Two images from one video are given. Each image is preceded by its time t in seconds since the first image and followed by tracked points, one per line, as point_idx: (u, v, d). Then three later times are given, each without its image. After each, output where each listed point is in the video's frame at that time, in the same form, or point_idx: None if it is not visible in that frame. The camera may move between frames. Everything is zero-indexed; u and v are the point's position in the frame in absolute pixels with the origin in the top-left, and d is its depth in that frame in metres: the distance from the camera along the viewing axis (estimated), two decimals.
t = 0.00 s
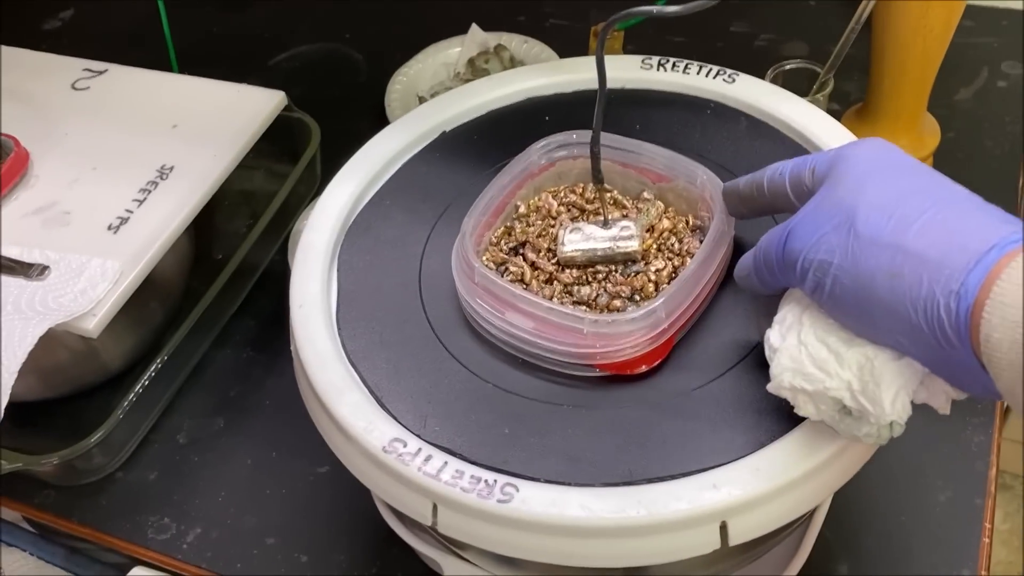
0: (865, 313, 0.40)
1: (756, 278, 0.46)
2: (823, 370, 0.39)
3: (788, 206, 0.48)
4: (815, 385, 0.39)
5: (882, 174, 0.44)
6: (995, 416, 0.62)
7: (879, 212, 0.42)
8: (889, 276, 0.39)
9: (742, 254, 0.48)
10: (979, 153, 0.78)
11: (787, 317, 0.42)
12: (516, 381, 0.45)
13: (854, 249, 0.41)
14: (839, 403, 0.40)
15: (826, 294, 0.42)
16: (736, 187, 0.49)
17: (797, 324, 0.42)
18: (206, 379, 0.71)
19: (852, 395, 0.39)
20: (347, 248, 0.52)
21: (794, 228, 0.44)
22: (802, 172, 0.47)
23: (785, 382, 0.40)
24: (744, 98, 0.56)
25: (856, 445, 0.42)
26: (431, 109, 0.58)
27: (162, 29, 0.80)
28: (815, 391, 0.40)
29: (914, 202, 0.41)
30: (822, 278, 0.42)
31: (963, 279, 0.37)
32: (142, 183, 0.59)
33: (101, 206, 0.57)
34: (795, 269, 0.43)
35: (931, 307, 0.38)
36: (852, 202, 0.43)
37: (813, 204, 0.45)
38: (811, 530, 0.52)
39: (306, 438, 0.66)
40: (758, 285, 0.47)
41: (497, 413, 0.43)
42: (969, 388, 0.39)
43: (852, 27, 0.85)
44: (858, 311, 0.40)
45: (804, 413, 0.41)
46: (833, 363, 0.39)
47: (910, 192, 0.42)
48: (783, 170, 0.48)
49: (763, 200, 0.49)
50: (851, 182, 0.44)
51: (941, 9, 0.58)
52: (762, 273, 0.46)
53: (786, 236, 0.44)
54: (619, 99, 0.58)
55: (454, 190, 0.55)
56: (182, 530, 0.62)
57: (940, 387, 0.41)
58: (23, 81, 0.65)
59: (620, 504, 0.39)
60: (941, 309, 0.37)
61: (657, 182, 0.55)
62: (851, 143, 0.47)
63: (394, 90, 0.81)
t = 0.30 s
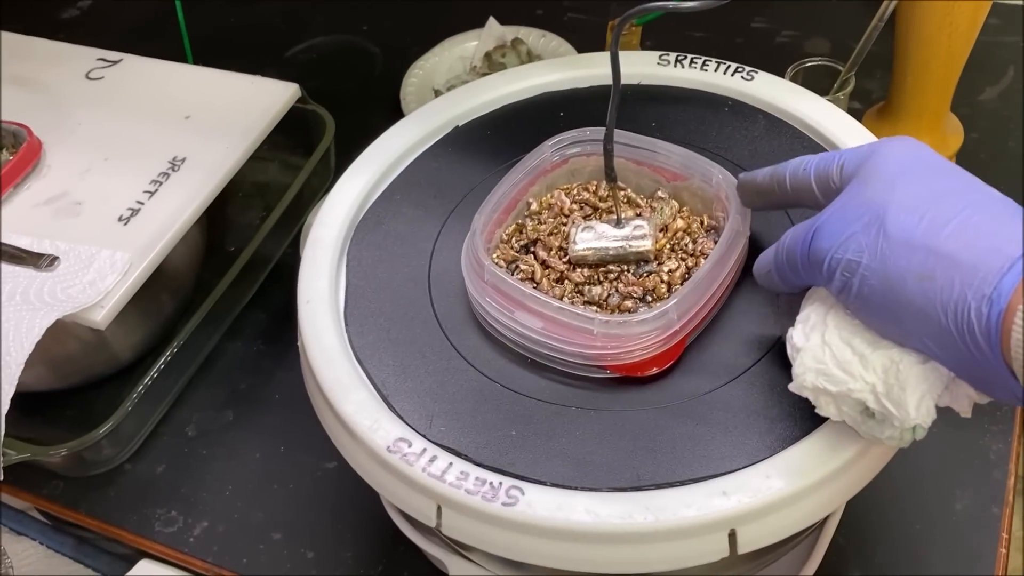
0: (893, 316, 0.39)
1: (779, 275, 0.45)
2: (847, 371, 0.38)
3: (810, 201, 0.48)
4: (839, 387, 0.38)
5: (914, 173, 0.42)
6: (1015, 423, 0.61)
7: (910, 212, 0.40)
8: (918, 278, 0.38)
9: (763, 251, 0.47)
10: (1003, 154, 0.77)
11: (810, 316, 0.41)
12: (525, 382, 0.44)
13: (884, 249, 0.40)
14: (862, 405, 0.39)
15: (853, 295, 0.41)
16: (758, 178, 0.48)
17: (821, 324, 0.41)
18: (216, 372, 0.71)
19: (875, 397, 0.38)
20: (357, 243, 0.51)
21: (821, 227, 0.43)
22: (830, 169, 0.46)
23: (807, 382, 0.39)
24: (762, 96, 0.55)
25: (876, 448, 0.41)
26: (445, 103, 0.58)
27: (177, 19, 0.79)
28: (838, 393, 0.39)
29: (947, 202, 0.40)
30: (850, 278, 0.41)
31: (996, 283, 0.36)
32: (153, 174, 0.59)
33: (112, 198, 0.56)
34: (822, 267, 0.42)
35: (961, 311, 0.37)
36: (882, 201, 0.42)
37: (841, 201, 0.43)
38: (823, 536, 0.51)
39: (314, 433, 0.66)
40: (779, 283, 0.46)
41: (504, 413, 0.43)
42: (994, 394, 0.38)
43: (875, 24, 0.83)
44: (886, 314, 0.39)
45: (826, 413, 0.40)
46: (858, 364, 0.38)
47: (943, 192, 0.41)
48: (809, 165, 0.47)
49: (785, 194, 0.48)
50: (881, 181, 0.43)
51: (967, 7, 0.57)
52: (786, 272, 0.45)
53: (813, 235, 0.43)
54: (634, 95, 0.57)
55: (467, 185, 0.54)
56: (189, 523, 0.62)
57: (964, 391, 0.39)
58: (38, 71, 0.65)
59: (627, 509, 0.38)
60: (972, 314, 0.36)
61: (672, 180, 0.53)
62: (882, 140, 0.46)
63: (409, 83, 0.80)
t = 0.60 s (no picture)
0: (893, 322, 0.39)
1: (781, 278, 0.45)
2: (850, 375, 0.38)
3: (814, 199, 0.48)
4: (842, 391, 0.38)
5: (915, 177, 0.42)
6: None
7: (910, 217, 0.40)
8: (918, 285, 0.38)
9: (767, 251, 0.47)
10: (1017, 153, 0.76)
11: (812, 321, 0.41)
12: (534, 376, 0.44)
13: (883, 255, 0.40)
14: (865, 408, 0.39)
15: (854, 301, 0.40)
16: (762, 174, 0.48)
17: (822, 328, 0.40)
18: (226, 365, 0.71)
19: (878, 400, 0.38)
20: (367, 238, 0.51)
21: (821, 232, 0.43)
22: (831, 168, 0.46)
23: (811, 387, 0.39)
24: (775, 93, 0.55)
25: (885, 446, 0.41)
26: (456, 98, 0.58)
27: (191, 14, 0.80)
28: (841, 397, 0.39)
29: (948, 207, 0.40)
30: (851, 283, 0.41)
31: (995, 291, 0.36)
32: (164, 168, 0.59)
33: (123, 190, 0.57)
34: (823, 272, 0.42)
35: (960, 319, 0.36)
36: (882, 206, 0.41)
37: (841, 207, 0.43)
38: (834, 534, 0.50)
39: (323, 428, 0.66)
40: (780, 284, 0.45)
41: (514, 408, 0.43)
42: (999, 398, 0.38)
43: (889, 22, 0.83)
44: (886, 320, 0.39)
45: (829, 415, 0.40)
46: (860, 368, 0.38)
47: (943, 196, 0.40)
48: (810, 164, 0.46)
49: (788, 191, 0.48)
50: (881, 186, 0.42)
51: (983, 5, 0.56)
52: (787, 275, 0.44)
53: (813, 239, 0.43)
54: (646, 91, 0.57)
55: (478, 181, 0.54)
56: (199, 515, 0.62)
57: (968, 392, 0.39)
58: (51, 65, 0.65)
59: (636, 505, 0.38)
60: (971, 322, 0.36)
61: (683, 176, 0.53)
62: (884, 142, 0.45)
63: (421, 79, 0.80)
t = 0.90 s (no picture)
0: (900, 325, 0.38)
1: (788, 281, 0.45)
2: (858, 379, 0.38)
3: (821, 202, 0.47)
4: (850, 395, 0.38)
5: (921, 180, 0.42)
6: None
7: (917, 220, 0.40)
8: (925, 288, 0.38)
9: (775, 253, 0.47)
10: None
11: (819, 323, 0.41)
12: (545, 374, 0.44)
13: (890, 258, 0.40)
14: (873, 411, 0.38)
15: (860, 305, 0.40)
16: (770, 174, 0.48)
17: (830, 331, 0.40)
18: (233, 363, 0.71)
19: (886, 404, 0.38)
20: (377, 234, 0.51)
21: (827, 234, 0.42)
22: (839, 170, 0.46)
23: (819, 391, 0.38)
24: (786, 90, 0.55)
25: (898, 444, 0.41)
26: (465, 95, 0.58)
27: (198, 10, 0.80)
28: (848, 400, 0.38)
29: (955, 210, 0.40)
30: (857, 287, 0.40)
31: (1003, 294, 0.35)
32: (172, 165, 0.59)
33: (132, 187, 0.57)
34: (829, 275, 0.42)
35: (968, 322, 0.36)
36: (889, 209, 0.41)
37: (848, 209, 0.43)
38: (845, 532, 0.50)
39: (331, 426, 0.66)
40: (788, 285, 0.45)
41: (525, 405, 0.43)
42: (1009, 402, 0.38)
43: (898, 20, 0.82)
44: (893, 323, 0.38)
45: (838, 418, 0.39)
46: (868, 371, 0.38)
47: (950, 199, 0.40)
48: (818, 164, 0.46)
49: (795, 192, 0.48)
50: (888, 189, 0.42)
51: (994, 4, 0.56)
52: (794, 276, 0.44)
53: (819, 241, 0.43)
54: (656, 89, 0.57)
55: (487, 178, 0.54)
56: (206, 513, 0.62)
57: (978, 395, 0.39)
58: (58, 61, 0.65)
59: (649, 503, 0.38)
60: (979, 325, 0.36)
61: (694, 174, 0.53)
62: (890, 144, 0.45)
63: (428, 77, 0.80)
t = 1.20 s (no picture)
0: (904, 322, 0.38)
1: (789, 277, 0.45)
2: (861, 376, 0.38)
3: (821, 201, 0.47)
4: (854, 392, 0.38)
5: (922, 176, 0.42)
6: None
7: (919, 217, 0.40)
8: (928, 284, 0.38)
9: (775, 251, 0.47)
10: None
11: (821, 321, 0.41)
12: (545, 373, 0.44)
13: (893, 256, 0.40)
14: (877, 408, 0.39)
15: (863, 302, 0.40)
16: (768, 176, 0.48)
17: (832, 329, 0.40)
18: (234, 362, 0.71)
19: (890, 401, 0.38)
20: (377, 234, 0.51)
21: (829, 232, 0.42)
22: (838, 168, 0.46)
23: (822, 388, 0.39)
24: (785, 91, 0.55)
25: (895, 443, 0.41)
26: (466, 95, 0.58)
27: (200, 11, 0.80)
28: (852, 397, 0.39)
29: (957, 206, 0.40)
30: (860, 285, 0.40)
31: (1007, 291, 0.35)
32: (173, 164, 0.59)
33: (133, 187, 0.57)
34: (832, 273, 0.42)
35: (972, 318, 0.36)
36: (892, 205, 0.41)
37: (850, 206, 0.43)
38: (844, 531, 0.50)
39: (331, 425, 0.66)
40: (788, 284, 0.45)
41: (524, 404, 0.43)
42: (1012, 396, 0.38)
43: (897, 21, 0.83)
44: (897, 321, 0.39)
45: (840, 417, 0.40)
46: (871, 368, 0.38)
47: (951, 195, 0.40)
48: (817, 164, 0.46)
49: (795, 192, 0.48)
50: (890, 185, 0.42)
51: (993, 3, 0.56)
52: (795, 274, 0.44)
53: (821, 240, 0.43)
54: (656, 89, 0.57)
55: (487, 177, 0.54)
56: (206, 513, 0.62)
57: (981, 391, 0.39)
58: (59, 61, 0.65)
59: (648, 501, 0.38)
60: (983, 321, 0.36)
61: (693, 174, 0.53)
62: (891, 140, 0.45)
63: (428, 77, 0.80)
